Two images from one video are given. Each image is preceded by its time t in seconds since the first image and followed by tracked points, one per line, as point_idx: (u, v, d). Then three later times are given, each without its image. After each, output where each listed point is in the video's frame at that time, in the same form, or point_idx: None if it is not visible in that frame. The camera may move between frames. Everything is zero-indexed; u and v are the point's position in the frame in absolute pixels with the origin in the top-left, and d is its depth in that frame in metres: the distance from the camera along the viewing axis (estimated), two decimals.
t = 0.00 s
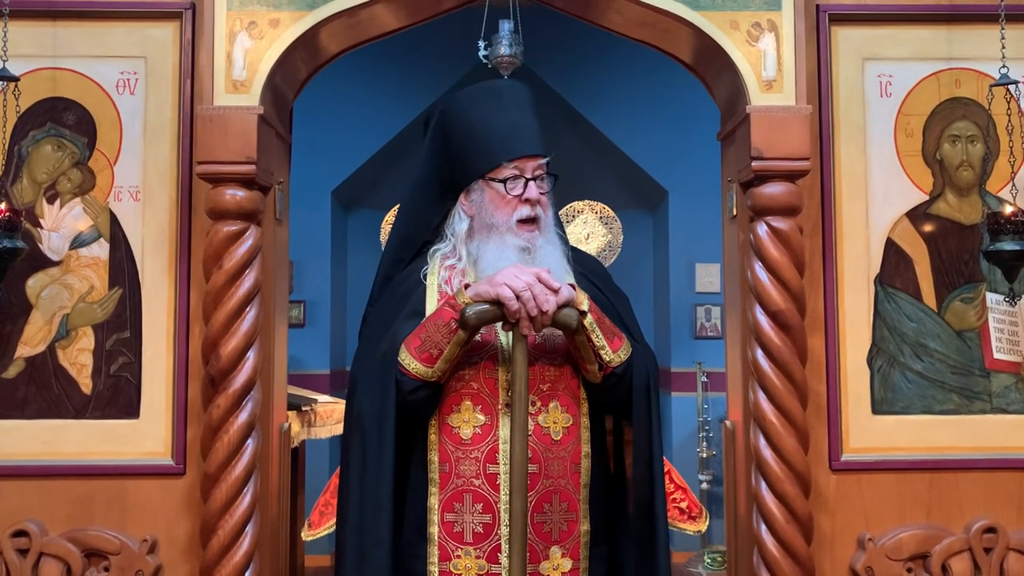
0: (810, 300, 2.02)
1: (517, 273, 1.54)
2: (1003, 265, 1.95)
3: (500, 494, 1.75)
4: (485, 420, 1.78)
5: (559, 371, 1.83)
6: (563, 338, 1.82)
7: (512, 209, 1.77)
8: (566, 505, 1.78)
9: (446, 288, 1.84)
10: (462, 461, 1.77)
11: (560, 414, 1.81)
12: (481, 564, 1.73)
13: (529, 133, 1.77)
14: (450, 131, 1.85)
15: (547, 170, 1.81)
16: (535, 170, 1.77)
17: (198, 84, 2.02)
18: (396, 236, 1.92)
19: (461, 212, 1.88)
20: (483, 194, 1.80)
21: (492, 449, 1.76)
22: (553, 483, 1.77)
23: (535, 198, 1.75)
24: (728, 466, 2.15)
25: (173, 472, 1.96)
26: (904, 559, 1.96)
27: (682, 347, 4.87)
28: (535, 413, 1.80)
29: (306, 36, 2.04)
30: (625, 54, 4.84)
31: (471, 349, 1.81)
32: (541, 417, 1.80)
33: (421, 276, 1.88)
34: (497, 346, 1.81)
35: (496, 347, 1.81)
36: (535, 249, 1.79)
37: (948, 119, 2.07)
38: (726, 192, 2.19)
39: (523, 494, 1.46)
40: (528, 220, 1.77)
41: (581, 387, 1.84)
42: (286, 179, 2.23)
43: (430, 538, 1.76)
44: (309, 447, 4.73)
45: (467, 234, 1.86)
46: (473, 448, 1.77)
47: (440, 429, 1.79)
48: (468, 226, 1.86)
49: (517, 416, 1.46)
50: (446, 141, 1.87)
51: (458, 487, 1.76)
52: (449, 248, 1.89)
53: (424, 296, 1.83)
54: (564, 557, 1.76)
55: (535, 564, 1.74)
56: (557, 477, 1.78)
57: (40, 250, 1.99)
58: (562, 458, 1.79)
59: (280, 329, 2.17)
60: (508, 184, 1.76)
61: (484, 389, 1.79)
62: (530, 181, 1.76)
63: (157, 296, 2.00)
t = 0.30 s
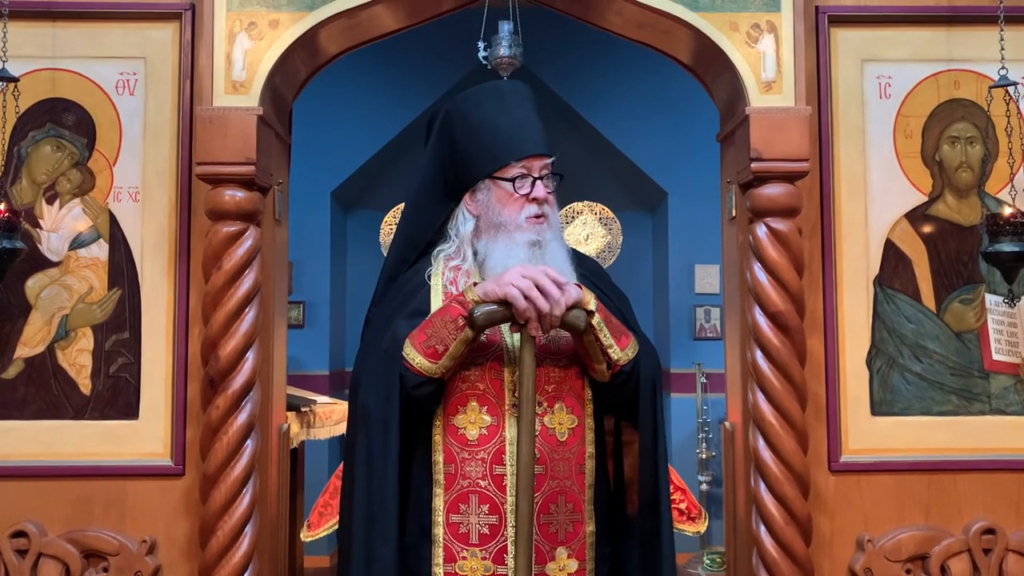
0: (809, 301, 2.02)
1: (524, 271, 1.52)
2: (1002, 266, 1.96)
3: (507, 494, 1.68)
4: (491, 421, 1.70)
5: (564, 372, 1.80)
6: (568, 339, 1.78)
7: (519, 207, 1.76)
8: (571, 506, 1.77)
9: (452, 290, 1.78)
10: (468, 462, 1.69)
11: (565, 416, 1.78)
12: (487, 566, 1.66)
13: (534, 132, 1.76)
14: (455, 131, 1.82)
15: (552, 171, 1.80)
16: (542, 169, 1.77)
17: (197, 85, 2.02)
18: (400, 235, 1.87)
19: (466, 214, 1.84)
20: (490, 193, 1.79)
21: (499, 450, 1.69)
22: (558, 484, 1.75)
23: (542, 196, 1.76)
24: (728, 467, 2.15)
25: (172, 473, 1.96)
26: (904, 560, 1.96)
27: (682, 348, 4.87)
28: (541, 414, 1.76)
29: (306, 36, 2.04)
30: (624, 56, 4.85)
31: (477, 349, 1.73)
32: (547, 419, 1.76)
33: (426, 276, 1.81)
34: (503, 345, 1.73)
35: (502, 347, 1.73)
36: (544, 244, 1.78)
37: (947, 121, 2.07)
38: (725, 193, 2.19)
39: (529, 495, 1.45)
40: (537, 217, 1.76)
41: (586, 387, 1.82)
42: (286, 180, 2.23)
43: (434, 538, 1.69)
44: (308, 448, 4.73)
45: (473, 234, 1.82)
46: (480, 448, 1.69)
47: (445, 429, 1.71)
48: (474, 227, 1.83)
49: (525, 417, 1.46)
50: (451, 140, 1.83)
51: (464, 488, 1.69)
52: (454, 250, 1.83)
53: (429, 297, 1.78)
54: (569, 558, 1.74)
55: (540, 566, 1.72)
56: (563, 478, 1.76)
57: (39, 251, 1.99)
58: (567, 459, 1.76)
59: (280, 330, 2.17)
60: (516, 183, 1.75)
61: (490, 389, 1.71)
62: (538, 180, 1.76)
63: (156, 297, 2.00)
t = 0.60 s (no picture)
0: (809, 301, 2.02)
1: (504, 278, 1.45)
2: (1001, 265, 1.95)
3: (513, 493, 1.64)
4: (496, 420, 1.67)
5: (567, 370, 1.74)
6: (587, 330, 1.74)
7: (521, 205, 1.74)
8: (576, 504, 1.69)
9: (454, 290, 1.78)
10: (473, 462, 1.66)
11: (568, 414, 1.72)
12: (495, 566, 1.63)
13: (536, 131, 1.76)
14: (457, 130, 1.81)
15: (554, 169, 1.80)
16: (544, 167, 1.76)
17: (197, 85, 2.02)
18: (399, 236, 1.85)
19: (467, 213, 1.84)
20: (492, 191, 1.78)
21: (505, 449, 1.66)
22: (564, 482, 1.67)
23: (545, 194, 1.74)
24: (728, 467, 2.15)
25: (172, 473, 1.96)
26: (903, 560, 1.96)
27: (682, 348, 4.87)
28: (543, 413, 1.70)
29: (306, 36, 2.04)
30: (624, 56, 4.85)
31: (476, 350, 1.71)
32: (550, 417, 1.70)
33: (427, 275, 1.81)
34: (505, 347, 1.71)
35: (505, 347, 1.71)
36: (546, 244, 1.76)
37: (947, 121, 2.07)
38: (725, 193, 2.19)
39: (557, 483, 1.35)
40: (539, 215, 1.74)
41: (589, 383, 1.76)
42: (286, 180, 2.23)
43: (441, 539, 1.65)
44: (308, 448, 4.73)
45: (475, 233, 1.83)
46: (485, 448, 1.66)
47: (450, 429, 1.68)
48: (476, 226, 1.83)
49: (553, 400, 1.36)
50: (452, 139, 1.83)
51: (470, 488, 1.66)
52: (456, 249, 1.84)
53: (429, 296, 1.77)
54: (575, 556, 1.67)
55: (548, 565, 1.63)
56: (566, 477, 1.69)
57: (39, 250, 1.99)
58: (571, 457, 1.70)
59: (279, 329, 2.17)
60: (518, 181, 1.74)
61: (494, 388, 1.69)
62: (541, 178, 1.75)
63: (156, 297, 2.00)
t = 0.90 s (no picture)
0: (809, 298, 2.02)
1: (520, 292, 1.43)
2: (1003, 264, 1.95)
3: (519, 493, 1.64)
4: (502, 420, 1.67)
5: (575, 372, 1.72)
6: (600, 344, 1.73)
7: (527, 202, 1.75)
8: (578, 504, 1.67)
9: (459, 287, 1.76)
10: (479, 462, 1.66)
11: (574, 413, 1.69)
12: (500, 565, 1.63)
13: (541, 128, 1.77)
14: (463, 127, 1.81)
15: (559, 167, 1.81)
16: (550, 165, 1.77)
17: (197, 83, 2.02)
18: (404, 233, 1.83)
19: (472, 211, 1.83)
20: (498, 188, 1.77)
21: (510, 449, 1.66)
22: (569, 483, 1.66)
23: (551, 192, 1.75)
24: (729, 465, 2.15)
25: (172, 471, 1.96)
26: (904, 558, 1.96)
27: (682, 347, 4.87)
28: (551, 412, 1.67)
29: (306, 34, 2.03)
30: (625, 54, 4.84)
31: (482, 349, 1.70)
32: (557, 417, 1.67)
33: (432, 272, 1.79)
34: (512, 346, 1.71)
35: (510, 348, 1.71)
36: (551, 242, 1.76)
37: (948, 118, 2.07)
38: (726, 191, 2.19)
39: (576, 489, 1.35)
40: (544, 212, 1.75)
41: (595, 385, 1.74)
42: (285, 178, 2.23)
43: (446, 538, 1.65)
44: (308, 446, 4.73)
45: (480, 231, 1.82)
46: (490, 448, 1.66)
47: (455, 428, 1.68)
48: (481, 223, 1.82)
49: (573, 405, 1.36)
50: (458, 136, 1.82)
51: (475, 488, 1.65)
52: (461, 247, 1.82)
53: (435, 295, 1.75)
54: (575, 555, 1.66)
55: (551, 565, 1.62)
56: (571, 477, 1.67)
57: (39, 248, 1.99)
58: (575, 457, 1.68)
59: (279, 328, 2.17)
60: (525, 178, 1.75)
61: (500, 388, 1.68)
62: (547, 176, 1.76)
63: (156, 295, 2.00)
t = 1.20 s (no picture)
0: (810, 295, 2.01)
1: (526, 290, 1.42)
2: (1002, 261, 2.01)
3: (523, 492, 1.64)
4: (507, 419, 1.67)
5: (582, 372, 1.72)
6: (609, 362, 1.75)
7: (531, 200, 1.75)
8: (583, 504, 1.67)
9: (465, 285, 1.76)
10: (484, 460, 1.66)
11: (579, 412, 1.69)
12: (504, 565, 1.62)
13: (549, 128, 1.75)
14: (469, 126, 1.80)
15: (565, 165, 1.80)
16: (556, 164, 1.76)
17: (197, 79, 2.01)
18: (410, 228, 1.83)
19: (477, 208, 1.83)
20: (503, 185, 1.77)
21: (516, 448, 1.65)
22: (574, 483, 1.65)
23: (556, 190, 1.75)
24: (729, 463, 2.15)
25: (172, 468, 1.96)
26: (905, 556, 1.96)
27: (682, 345, 4.86)
28: (557, 412, 1.66)
29: (306, 31, 2.03)
30: (626, 52, 4.84)
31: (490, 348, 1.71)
32: (563, 417, 1.67)
33: (436, 267, 1.79)
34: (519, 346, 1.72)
35: (516, 347, 1.72)
36: (556, 239, 1.76)
37: (950, 116, 2.07)
38: (727, 189, 2.19)
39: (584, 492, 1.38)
40: (549, 210, 1.75)
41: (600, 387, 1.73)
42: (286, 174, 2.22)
43: (450, 537, 1.64)
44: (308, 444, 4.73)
45: (484, 227, 1.81)
46: (495, 447, 1.66)
47: (460, 427, 1.67)
48: (486, 219, 1.82)
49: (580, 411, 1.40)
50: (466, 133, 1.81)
51: (480, 487, 1.65)
52: (466, 245, 1.81)
53: (441, 294, 1.75)
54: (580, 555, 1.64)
55: (556, 564, 1.63)
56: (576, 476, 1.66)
57: (39, 246, 1.98)
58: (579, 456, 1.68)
59: (280, 326, 2.16)
60: (530, 176, 1.74)
61: (506, 387, 1.68)
62: (552, 174, 1.76)
63: (156, 292, 1.99)
